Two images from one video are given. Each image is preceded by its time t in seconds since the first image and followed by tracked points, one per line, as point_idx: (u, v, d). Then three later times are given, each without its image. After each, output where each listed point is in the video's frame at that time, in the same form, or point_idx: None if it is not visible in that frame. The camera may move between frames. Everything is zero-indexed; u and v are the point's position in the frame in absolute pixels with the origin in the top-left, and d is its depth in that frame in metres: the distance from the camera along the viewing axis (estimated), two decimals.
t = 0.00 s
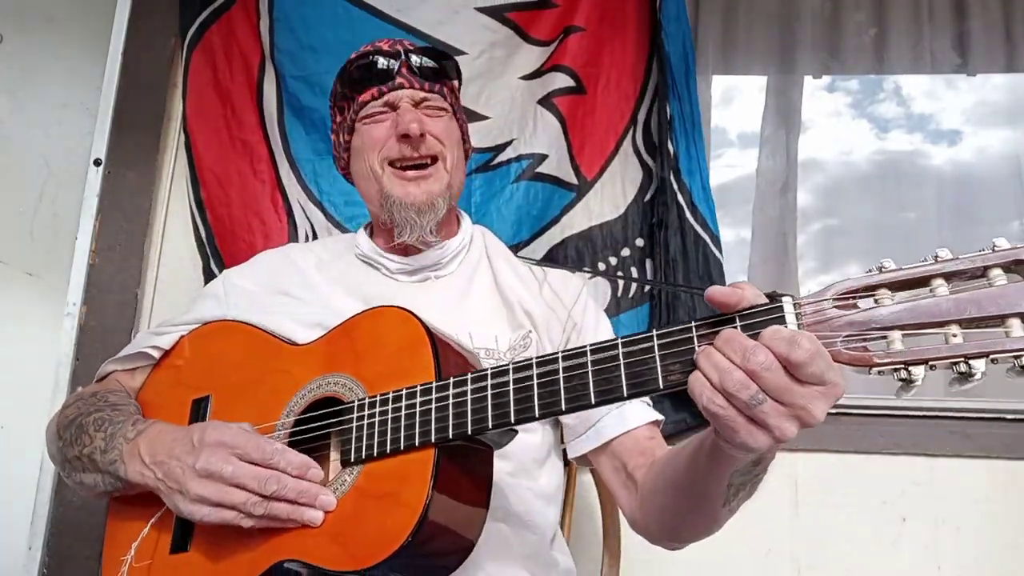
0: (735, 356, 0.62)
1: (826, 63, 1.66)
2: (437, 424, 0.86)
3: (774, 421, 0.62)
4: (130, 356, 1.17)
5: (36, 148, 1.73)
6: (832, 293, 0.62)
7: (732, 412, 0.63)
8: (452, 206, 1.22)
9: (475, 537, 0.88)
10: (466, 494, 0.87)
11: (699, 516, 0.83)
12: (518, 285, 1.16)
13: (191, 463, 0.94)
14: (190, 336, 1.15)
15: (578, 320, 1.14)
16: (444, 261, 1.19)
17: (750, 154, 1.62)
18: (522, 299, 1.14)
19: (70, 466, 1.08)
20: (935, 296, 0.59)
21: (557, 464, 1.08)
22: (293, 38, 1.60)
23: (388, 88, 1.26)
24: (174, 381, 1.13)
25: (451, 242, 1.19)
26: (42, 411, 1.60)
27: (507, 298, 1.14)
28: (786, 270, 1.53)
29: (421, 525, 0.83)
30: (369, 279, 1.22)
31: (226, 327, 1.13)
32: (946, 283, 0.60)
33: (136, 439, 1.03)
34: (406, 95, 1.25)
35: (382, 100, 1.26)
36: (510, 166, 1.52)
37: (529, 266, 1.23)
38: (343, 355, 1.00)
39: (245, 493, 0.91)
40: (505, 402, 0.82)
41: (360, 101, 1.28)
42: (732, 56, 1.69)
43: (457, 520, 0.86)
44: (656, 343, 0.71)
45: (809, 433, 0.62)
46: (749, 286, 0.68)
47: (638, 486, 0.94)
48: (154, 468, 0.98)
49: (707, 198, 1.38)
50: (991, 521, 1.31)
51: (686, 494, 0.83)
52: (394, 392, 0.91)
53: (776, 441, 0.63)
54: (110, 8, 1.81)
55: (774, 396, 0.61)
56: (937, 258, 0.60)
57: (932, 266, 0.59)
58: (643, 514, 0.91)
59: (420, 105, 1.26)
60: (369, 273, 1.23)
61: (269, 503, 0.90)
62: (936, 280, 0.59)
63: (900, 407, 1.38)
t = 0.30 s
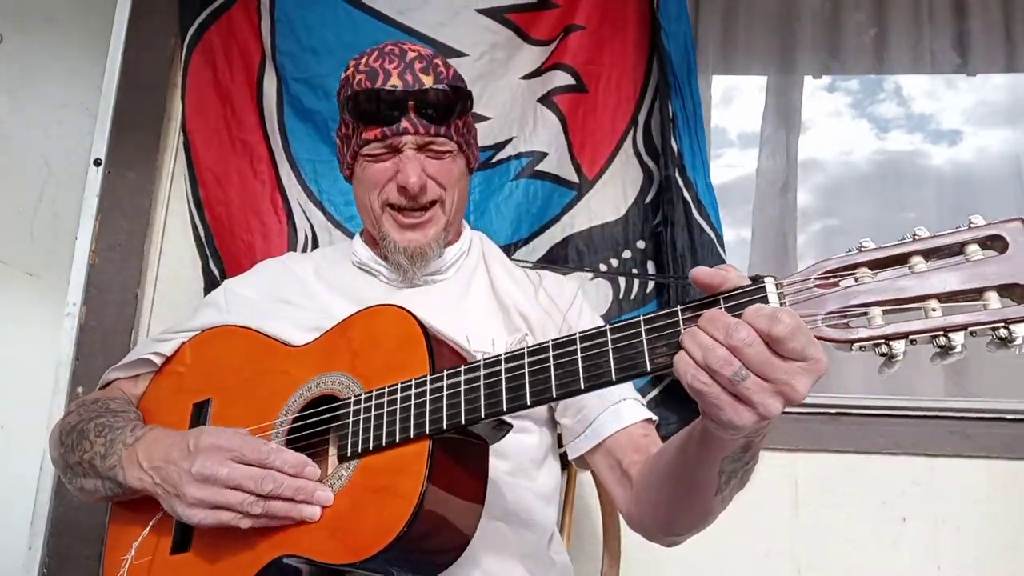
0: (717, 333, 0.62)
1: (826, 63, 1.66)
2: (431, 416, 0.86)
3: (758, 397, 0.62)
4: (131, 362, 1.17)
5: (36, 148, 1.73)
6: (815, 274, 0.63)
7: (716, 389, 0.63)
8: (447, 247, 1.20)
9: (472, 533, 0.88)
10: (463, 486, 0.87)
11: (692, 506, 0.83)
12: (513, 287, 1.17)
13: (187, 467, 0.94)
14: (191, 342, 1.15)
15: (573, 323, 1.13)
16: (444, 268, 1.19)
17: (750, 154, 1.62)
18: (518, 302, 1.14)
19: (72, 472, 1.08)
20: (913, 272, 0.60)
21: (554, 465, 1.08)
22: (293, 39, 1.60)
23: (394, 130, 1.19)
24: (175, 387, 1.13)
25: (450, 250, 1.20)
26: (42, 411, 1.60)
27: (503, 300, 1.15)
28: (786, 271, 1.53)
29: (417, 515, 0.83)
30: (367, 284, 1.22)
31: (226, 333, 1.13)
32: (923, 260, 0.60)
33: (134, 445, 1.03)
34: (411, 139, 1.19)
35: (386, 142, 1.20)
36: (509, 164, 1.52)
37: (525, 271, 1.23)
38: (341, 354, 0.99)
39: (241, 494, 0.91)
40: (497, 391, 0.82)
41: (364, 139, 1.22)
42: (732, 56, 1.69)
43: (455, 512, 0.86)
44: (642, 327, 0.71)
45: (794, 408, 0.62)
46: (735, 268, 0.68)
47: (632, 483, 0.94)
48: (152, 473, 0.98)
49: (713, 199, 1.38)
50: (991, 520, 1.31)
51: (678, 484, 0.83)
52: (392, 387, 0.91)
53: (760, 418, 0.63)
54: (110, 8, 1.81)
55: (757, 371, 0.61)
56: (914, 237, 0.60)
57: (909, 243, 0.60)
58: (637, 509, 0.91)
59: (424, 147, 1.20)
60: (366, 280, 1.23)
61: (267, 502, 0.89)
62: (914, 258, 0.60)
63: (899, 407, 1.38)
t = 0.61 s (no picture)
0: (718, 357, 0.62)
1: (826, 63, 1.66)
2: (426, 426, 0.86)
3: (760, 424, 0.62)
4: (129, 358, 1.17)
5: (36, 148, 1.73)
6: (821, 291, 0.63)
7: (717, 415, 0.63)
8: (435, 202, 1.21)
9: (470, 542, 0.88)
10: (457, 492, 0.86)
11: (694, 518, 0.83)
12: (515, 284, 1.17)
13: (181, 477, 0.94)
14: (188, 339, 1.15)
15: (574, 320, 1.13)
16: (443, 260, 1.19)
17: (750, 154, 1.62)
18: (519, 300, 1.14)
19: (70, 472, 1.09)
20: (925, 292, 0.59)
21: (555, 466, 1.08)
22: (293, 39, 1.60)
23: (376, 90, 1.26)
24: (173, 382, 1.13)
25: (450, 242, 1.20)
26: (42, 411, 1.60)
27: (504, 299, 1.15)
28: (786, 271, 1.53)
29: (412, 529, 0.83)
30: (368, 277, 1.22)
31: (224, 329, 1.13)
32: (937, 279, 0.59)
33: (128, 450, 1.03)
34: (393, 96, 1.25)
35: (370, 101, 1.26)
36: (509, 164, 1.52)
37: (527, 266, 1.23)
38: (337, 354, 1.00)
39: (235, 505, 0.90)
40: (493, 403, 0.82)
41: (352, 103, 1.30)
42: (732, 56, 1.70)
43: (454, 520, 0.86)
44: (641, 343, 0.71)
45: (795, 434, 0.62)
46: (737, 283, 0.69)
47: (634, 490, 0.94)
48: (146, 482, 0.98)
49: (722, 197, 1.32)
50: (991, 521, 1.31)
51: (680, 497, 0.83)
52: (389, 393, 0.91)
53: (762, 444, 0.63)
54: (110, 8, 1.81)
55: (760, 397, 0.61)
56: (928, 253, 0.59)
57: (921, 262, 0.59)
58: (639, 516, 0.91)
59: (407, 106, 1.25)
60: (368, 272, 1.24)
61: (260, 513, 0.89)
62: (926, 278, 0.59)
63: (899, 407, 1.38)
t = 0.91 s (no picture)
0: (724, 380, 0.62)
1: (826, 63, 1.66)
2: (425, 436, 0.86)
3: (765, 448, 0.62)
4: (129, 356, 1.17)
5: (35, 148, 1.73)
6: (831, 309, 0.62)
7: (721, 438, 0.63)
8: (426, 162, 1.25)
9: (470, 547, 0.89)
10: (455, 500, 0.87)
11: (695, 528, 0.83)
12: (516, 284, 1.15)
13: (178, 476, 0.94)
14: (185, 338, 1.15)
15: (575, 318, 1.14)
16: (442, 255, 1.18)
17: (750, 154, 1.62)
18: (519, 298, 1.13)
19: (68, 472, 1.09)
20: (939, 313, 0.58)
21: (556, 465, 1.08)
22: (293, 39, 1.60)
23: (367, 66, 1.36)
24: (171, 383, 1.13)
25: (448, 237, 1.20)
26: (42, 411, 1.60)
27: (503, 299, 1.14)
28: (787, 270, 1.52)
29: (408, 542, 0.83)
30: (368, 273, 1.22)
31: (222, 329, 1.13)
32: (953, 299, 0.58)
33: (126, 448, 1.03)
34: (384, 69, 1.34)
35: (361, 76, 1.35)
36: (508, 164, 1.52)
37: (527, 261, 1.23)
38: (334, 357, 1.00)
39: (233, 506, 0.91)
40: (493, 416, 0.82)
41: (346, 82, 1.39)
42: (732, 56, 1.70)
43: (452, 527, 0.86)
44: (645, 358, 0.71)
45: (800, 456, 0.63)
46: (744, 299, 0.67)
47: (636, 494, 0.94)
48: (143, 480, 0.98)
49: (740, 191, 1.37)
50: (991, 522, 1.31)
51: (682, 508, 0.83)
52: (387, 402, 0.91)
53: (766, 467, 0.63)
54: (110, 8, 1.81)
55: (766, 421, 0.61)
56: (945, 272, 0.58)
57: (936, 283, 0.58)
58: (641, 518, 0.91)
59: (398, 78, 1.33)
60: (366, 266, 1.23)
61: (258, 514, 0.89)
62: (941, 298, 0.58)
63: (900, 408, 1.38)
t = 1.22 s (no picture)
0: (719, 373, 0.61)
1: (827, 63, 1.67)
2: (422, 434, 0.86)
3: (761, 441, 0.62)
4: (129, 355, 1.17)
5: (35, 148, 1.73)
6: (828, 303, 0.62)
7: (716, 431, 0.63)
8: (425, 151, 1.26)
9: (469, 544, 0.89)
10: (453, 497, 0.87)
11: (690, 525, 0.83)
12: (514, 283, 1.15)
13: (178, 465, 0.94)
14: (185, 336, 1.15)
15: (573, 316, 1.14)
16: (440, 251, 1.19)
17: (751, 154, 1.62)
18: (517, 296, 1.13)
19: (67, 468, 1.09)
20: (937, 306, 0.58)
21: (555, 466, 1.08)
22: (293, 39, 1.60)
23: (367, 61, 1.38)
24: (169, 380, 1.13)
25: (446, 233, 1.20)
26: (42, 411, 1.60)
27: (502, 297, 1.14)
28: (786, 270, 1.52)
29: (406, 539, 0.83)
30: (367, 274, 1.21)
31: (221, 328, 1.13)
32: (950, 292, 0.59)
33: (125, 442, 1.02)
34: (384, 63, 1.36)
35: (362, 70, 1.37)
36: (508, 164, 1.52)
37: (526, 259, 1.23)
38: (334, 356, 1.00)
39: (232, 498, 0.90)
40: (490, 412, 0.81)
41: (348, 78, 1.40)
42: (732, 58, 1.70)
43: (450, 525, 0.87)
44: (641, 353, 0.71)
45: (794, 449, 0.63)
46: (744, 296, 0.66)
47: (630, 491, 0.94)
48: (141, 472, 0.98)
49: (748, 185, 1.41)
50: (991, 521, 1.31)
51: (676, 504, 0.83)
52: (385, 399, 0.90)
53: (761, 460, 0.63)
54: (110, 8, 1.82)
55: (762, 415, 0.61)
56: (942, 265, 0.58)
57: (932, 276, 0.58)
58: (634, 517, 0.91)
59: (398, 71, 1.35)
60: (366, 264, 1.23)
61: (257, 507, 0.89)
62: (938, 291, 0.58)
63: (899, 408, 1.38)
